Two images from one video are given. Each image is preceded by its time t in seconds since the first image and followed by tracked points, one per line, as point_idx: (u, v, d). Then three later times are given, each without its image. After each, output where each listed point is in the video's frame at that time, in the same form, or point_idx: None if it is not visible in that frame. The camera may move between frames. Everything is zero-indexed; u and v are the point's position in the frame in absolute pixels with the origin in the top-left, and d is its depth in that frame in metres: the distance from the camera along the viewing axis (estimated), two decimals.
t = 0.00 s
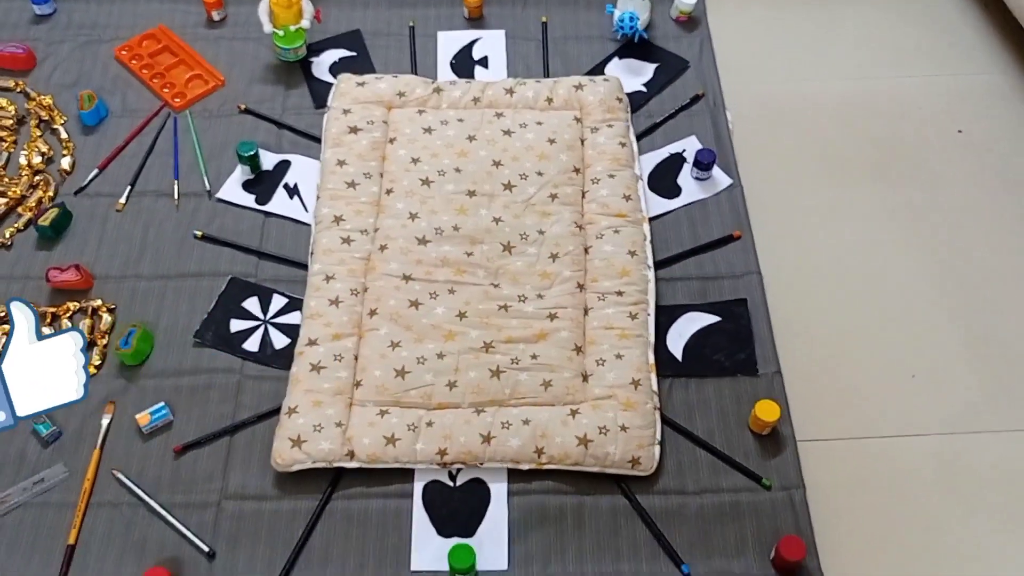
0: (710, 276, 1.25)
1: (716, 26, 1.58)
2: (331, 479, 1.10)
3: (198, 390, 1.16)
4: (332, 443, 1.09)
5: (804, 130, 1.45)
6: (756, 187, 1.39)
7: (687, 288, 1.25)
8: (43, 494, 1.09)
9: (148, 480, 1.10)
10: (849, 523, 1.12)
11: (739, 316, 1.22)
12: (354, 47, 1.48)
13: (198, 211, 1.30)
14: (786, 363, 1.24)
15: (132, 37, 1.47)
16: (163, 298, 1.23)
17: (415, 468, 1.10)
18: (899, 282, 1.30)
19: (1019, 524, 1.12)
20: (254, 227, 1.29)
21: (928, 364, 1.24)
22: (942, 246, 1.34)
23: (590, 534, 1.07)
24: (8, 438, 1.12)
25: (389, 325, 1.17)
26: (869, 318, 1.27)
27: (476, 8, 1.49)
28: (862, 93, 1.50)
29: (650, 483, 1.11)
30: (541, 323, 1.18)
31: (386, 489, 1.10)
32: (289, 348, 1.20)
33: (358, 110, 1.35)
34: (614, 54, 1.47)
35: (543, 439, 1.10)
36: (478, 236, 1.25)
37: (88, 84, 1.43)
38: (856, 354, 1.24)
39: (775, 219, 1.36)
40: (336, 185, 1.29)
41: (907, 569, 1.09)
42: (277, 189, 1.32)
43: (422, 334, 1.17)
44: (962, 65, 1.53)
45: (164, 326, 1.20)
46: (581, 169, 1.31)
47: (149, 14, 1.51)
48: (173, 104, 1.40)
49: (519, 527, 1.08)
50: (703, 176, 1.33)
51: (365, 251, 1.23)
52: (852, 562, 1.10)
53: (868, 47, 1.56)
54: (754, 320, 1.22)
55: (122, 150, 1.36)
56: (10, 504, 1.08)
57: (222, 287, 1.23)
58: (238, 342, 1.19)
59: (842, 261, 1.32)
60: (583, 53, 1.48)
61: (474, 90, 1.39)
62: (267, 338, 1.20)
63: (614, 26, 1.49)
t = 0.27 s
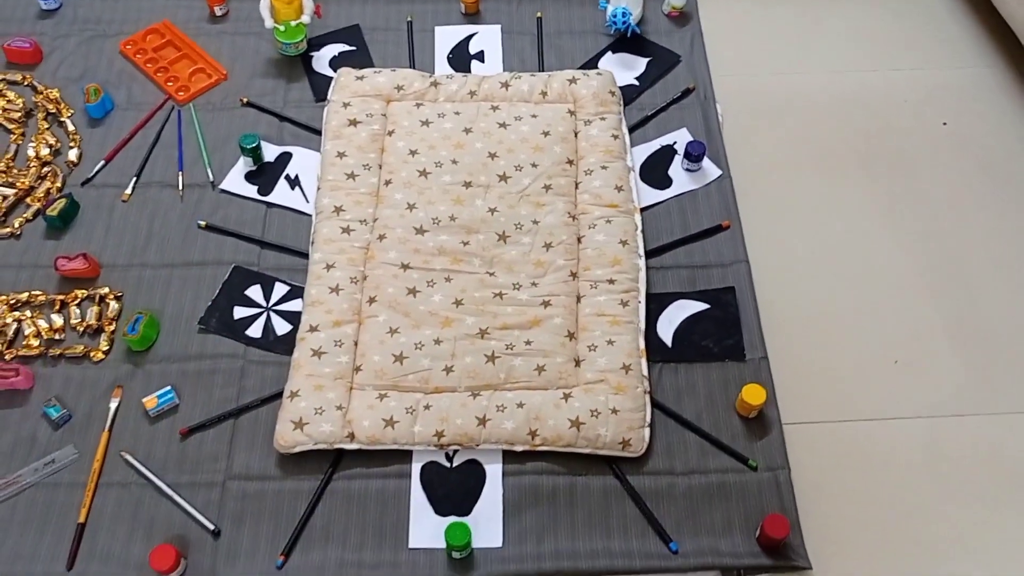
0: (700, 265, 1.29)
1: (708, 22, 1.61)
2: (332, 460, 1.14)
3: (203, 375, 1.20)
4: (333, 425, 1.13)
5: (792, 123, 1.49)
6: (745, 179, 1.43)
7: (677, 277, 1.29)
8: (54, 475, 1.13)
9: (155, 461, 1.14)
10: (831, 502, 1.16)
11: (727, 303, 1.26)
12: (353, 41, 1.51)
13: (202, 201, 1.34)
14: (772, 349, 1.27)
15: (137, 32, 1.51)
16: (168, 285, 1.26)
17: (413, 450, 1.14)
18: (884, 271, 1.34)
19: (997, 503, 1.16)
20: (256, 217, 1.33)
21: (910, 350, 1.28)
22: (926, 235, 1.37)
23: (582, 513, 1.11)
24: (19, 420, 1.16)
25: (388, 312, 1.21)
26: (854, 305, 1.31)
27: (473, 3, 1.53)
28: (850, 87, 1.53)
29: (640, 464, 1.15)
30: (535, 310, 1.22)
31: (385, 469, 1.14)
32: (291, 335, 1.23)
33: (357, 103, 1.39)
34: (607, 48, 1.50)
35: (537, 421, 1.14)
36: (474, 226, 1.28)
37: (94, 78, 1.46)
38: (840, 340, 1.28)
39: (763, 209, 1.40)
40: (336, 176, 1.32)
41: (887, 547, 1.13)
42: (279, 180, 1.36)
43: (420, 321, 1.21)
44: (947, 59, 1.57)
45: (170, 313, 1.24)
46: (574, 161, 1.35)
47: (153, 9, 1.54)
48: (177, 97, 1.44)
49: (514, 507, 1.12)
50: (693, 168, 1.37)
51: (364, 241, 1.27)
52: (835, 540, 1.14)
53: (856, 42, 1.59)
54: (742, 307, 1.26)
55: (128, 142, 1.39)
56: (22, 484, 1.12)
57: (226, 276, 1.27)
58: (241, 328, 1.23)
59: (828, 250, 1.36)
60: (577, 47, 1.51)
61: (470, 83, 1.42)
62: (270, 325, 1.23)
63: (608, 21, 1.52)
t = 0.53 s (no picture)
0: (691, 251, 1.31)
1: (701, 12, 1.63)
2: (329, 443, 1.17)
3: (203, 359, 1.22)
4: (330, 408, 1.15)
5: (784, 112, 1.51)
6: (737, 167, 1.44)
7: (669, 263, 1.31)
8: (57, 457, 1.14)
9: (156, 443, 1.16)
10: (820, 483, 1.18)
11: (717, 289, 1.28)
12: (350, 31, 1.53)
13: (201, 189, 1.36)
14: (763, 334, 1.30)
15: (137, 22, 1.53)
16: (168, 271, 1.28)
17: (409, 432, 1.16)
18: (873, 258, 1.36)
19: (983, 484, 1.18)
20: (255, 205, 1.35)
21: (899, 335, 1.30)
22: (915, 223, 1.39)
23: (574, 494, 1.14)
24: (23, 403, 1.18)
25: (384, 298, 1.23)
26: (843, 291, 1.33)
27: None
28: (841, 76, 1.55)
29: (631, 447, 1.17)
30: (529, 296, 1.24)
31: (381, 451, 1.16)
32: (290, 320, 1.26)
33: (354, 92, 1.41)
34: (601, 38, 1.52)
35: (531, 404, 1.16)
36: (470, 213, 1.31)
37: (94, 68, 1.48)
38: (830, 325, 1.30)
39: (755, 197, 1.42)
40: (333, 165, 1.34)
41: (875, 526, 1.15)
42: (277, 168, 1.38)
43: (416, 306, 1.23)
44: (937, 49, 1.59)
45: (170, 299, 1.26)
46: (568, 149, 1.37)
47: None
48: (176, 87, 1.46)
49: (507, 488, 1.14)
50: (685, 156, 1.39)
51: (361, 228, 1.29)
52: (824, 520, 1.16)
53: (847, 32, 1.61)
54: (732, 293, 1.28)
55: (128, 131, 1.41)
56: (25, 466, 1.13)
57: (225, 262, 1.29)
58: (240, 314, 1.25)
59: (819, 237, 1.38)
60: (572, 37, 1.53)
61: (466, 73, 1.44)
62: (268, 310, 1.26)
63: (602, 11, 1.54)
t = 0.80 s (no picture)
0: (688, 236, 1.34)
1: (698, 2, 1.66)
2: (334, 421, 1.20)
3: (211, 339, 1.25)
4: (335, 386, 1.19)
5: (779, 99, 1.53)
6: (733, 153, 1.47)
7: (666, 247, 1.34)
8: (70, 434, 1.18)
9: (166, 421, 1.19)
10: (813, 461, 1.21)
11: (713, 272, 1.31)
12: (353, 20, 1.55)
13: (208, 174, 1.39)
14: (758, 317, 1.32)
15: (143, 11, 1.55)
16: (176, 255, 1.31)
17: (412, 410, 1.19)
18: (866, 242, 1.39)
19: (971, 462, 1.21)
20: (260, 190, 1.38)
21: (890, 317, 1.33)
22: (908, 208, 1.42)
23: (572, 471, 1.17)
24: (36, 382, 1.22)
25: (387, 280, 1.26)
26: (836, 275, 1.36)
27: None
28: (836, 65, 1.58)
29: (628, 425, 1.21)
30: (528, 279, 1.27)
31: (385, 429, 1.19)
32: (295, 302, 1.29)
33: (358, 80, 1.43)
34: (600, 27, 1.55)
35: (530, 383, 1.19)
36: (471, 198, 1.33)
37: (102, 56, 1.51)
38: (823, 308, 1.33)
39: (750, 182, 1.44)
40: (337, 151, 1.37)
41: (864, 503, 1.18)
42: (282, 154, 1.41)
43: (418, 289, 1.26)
44: (931, 38, 1.61)
45: (178, 281, 1.29)
46: (567, 136, 1.40)
47: None
48: (183, 74, 1.48)
49: (507, 464, 1.17)
50: (682, 143, 1.42)
51: (364, 212, 1.32)
52: (816, 496, 1.19)
53: (842, 21, 1.64)
54: (727, 276, 1.31)
55: (136, 117, 1.44)
56: (40, 442, 1.17)
57: (232, 246, 1.32)
58: (247, 296, 1.28)
59: (813, 222, 1.41)
60: (571, 25, 1.55)
61: (467, 61, 1.47)
62: (274, 292, 1.29)
63: None
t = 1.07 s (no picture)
0: (686, 221, 1.37)
1: None
2: (341, 401, 1.23)
3: (220, 322, 1.28)
4: (342, 367, 1.21)
5: (776, 87, 1.56)
6: (731, 140, 1.50)
7: (665, 232, 1.36)
8: (82, 414, 1.21)
9: (176, 401, 1.22)
10: (809, 440, 1.24)
11: (711, 256, 1.34)
12: (357, 10, 1.58)
13: (215, 161, 1.41)
14: (755, 300, 1.35)
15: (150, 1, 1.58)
16: (185, 240, 1.34)
17: (417, 391, 1.22)
18: (862, 228, 1.41)
19: (964, 440, 1.24)
20: (267, 176, 1.40)
21: (885, 300, 1.35)
22: (902, 193, 1.45)
23: (573, 449, 1.20)
24: (48, 364, 1.24)
25: (392, 264, 1.29)
26: (832, 259, 1.39)
27: None
28: (832, 53, 1.60)
29: (628, 405, 1.23)
30: (530, 263, 1.30)
31: (390, 409, 1.22)
32: (302, 286, 1.31)
33: (362, 68, 1.46)
34: (600, 16, 1.58)
35: (532, 364, 1.22)
36: (473, 184, 1.36)
37: (110, 45, 1.53)
38: (818, 292, 1.36)
39: (748, 169, 1.47)
40: (342, 138, 1.40)
41: (859, 480, 1.21)
42: (288, 142, 1.43)
43: (422, 272, 1.29)
44: (926, 26, 1.64)
45: (187, 266, 1.32)
46: (568, 123, 1.42)
47: None
48: (190, 63, 1.51)
49: (510, 443, 1.20)
50: (681, 130, 1.44)
51: (369, 198, 1.35)
52: (812, 474, 1.21)
53: (839, 10, 1.66)
54: (725, 260, 1.34)
55: (144, 106, 1.47)
56: (53, 422, 1.20)
57: (239, 231, 1.35)
58: (255, 280, 1.31)
59: (810, 208, 1.43)
60: (572, 15, 1.58)
61: (470, 50, 1.49)
62: (281, 276, 1.31)
63: None
